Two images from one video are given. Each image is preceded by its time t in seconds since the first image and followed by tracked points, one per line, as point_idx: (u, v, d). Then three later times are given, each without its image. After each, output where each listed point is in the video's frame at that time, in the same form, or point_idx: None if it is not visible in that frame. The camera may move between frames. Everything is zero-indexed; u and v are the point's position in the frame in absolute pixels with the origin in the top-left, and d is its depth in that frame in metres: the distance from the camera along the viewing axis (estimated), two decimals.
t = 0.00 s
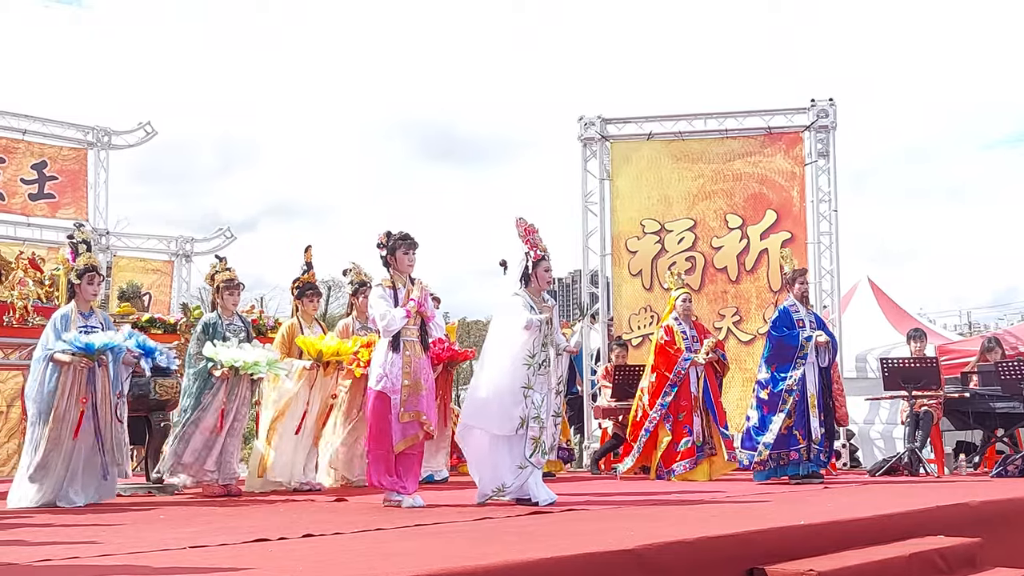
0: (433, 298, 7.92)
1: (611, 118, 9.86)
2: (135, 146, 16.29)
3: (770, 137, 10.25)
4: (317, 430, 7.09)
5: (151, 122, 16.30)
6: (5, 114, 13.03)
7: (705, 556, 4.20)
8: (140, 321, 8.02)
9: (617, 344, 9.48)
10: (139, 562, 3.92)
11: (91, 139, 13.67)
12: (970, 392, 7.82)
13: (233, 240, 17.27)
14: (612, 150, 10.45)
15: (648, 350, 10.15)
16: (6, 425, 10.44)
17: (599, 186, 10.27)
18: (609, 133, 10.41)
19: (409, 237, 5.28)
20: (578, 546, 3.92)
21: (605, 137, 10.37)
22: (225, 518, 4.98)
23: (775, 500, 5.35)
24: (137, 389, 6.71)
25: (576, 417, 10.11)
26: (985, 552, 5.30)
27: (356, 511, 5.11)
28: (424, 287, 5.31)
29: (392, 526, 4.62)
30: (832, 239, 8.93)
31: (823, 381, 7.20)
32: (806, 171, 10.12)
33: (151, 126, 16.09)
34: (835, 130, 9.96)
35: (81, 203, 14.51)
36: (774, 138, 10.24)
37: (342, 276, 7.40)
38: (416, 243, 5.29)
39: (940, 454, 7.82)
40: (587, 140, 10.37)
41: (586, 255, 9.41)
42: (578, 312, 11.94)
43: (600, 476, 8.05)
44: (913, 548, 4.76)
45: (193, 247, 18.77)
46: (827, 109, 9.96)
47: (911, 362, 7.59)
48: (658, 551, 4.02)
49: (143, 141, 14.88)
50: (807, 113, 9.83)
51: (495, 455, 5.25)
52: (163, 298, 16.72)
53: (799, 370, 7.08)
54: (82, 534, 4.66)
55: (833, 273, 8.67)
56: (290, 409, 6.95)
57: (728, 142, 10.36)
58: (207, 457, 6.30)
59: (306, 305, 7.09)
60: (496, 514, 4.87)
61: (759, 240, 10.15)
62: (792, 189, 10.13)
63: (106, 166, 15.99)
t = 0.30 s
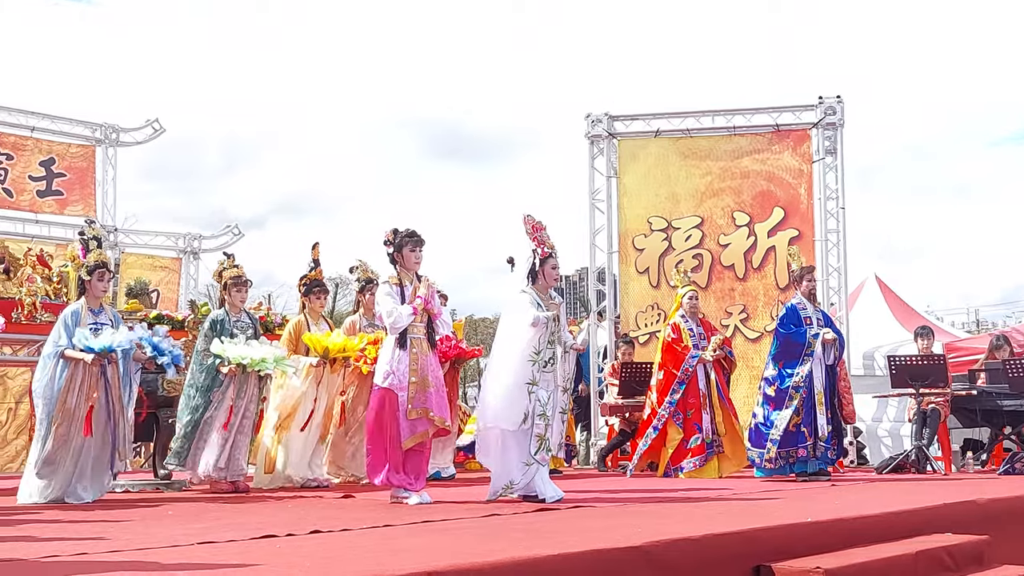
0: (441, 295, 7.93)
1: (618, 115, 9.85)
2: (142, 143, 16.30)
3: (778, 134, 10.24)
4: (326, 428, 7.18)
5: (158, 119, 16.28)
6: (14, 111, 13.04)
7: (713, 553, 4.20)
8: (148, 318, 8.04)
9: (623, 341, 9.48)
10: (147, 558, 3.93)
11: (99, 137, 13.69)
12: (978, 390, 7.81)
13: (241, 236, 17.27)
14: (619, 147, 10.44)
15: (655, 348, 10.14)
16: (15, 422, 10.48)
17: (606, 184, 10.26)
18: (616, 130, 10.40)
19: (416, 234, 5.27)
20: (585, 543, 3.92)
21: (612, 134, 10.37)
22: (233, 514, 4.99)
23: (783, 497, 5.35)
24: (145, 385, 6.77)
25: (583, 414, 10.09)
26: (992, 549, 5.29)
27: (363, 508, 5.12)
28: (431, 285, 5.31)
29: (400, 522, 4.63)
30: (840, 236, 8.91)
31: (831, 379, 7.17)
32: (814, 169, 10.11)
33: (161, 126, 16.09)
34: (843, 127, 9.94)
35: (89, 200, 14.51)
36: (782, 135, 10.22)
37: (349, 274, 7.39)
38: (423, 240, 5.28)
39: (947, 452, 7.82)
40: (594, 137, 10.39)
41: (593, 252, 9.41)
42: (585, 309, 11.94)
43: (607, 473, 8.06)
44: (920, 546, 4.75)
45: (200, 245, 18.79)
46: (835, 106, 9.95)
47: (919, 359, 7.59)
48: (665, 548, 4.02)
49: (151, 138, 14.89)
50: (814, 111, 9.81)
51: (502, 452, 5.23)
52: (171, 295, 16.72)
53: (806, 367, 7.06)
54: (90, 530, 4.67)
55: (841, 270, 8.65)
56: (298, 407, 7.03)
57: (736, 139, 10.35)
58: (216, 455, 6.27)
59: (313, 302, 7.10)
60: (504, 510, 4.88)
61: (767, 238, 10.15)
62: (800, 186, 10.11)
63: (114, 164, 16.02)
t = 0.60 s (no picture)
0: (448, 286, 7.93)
1: (626, 108, 9.84)
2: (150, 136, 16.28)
3: (786, 126, 10.21)
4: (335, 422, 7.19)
5: (167, 112, 16.23)
6: (23, 104, 13.05)
7: (720, 545, 4.20)
8: (155, 311, 8.06)
9: (631, 333, 9.47)
10: (155, 549, 3.94)
11: (108, 130, 13.70)
12: (986, 382, 7.77)
13: (250, 229, 17.30)
14: (627, 139, 10.42)
15: (663, 341, 10.15)
16: (24, 413, 10.54)
17: (614, 176, 10.25)
18: (625, 122, 10.38)
19: (424, 227, 5.27)
20: (592, 535, 3.93)
21: (620, 126, 10.34)
22: (241, 506, 5.00)
23: (790, 490, 5.35)
24: (153, 377, 6.64)
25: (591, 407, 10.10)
26: (1000, 542, 5.28)
27: (371, 499, 5.13)
28: (439, 278, 5.28)
29: (407, 514, 4.64)
30: (848, 229, 8.88)
31: (840, 372, 7.14)
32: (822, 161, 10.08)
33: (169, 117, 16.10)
34: (852, 119, 9.91)
35: (98, 192, 14.52)
36: (791, 127, 10.20)
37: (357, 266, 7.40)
38: (430, 233, 5.28)
39: (955, 445, 7.80)
40: (603, 129, 10.36)
41: (600, 245, 9.40)
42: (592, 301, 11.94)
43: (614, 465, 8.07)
44: (927, 539, 4.75)
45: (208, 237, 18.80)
46: (844, 99, 9.92)
47: (927, 352, 7.55)
48: (672, 540, 4.02)
49: (159, 131, 14.85)
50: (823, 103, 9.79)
51: (507, 443, 5.25)
52: (180, 287, 16.74)
53: (813, 359, 7.06)
54: (99, 521, 4.69)
55: (849, 263, 8.63)
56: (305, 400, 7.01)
57: (744, 131, 10.33)
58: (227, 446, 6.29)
59: (321, 295, 7.10)
60: (511, 502, 4.88)
61: (775, 230, 10.12)
62: (809, 179, 10.09)
63: (122, 156, 16.02)
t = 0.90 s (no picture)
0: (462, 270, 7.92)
1: (642, 90, 9.78)
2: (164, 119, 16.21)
3: (801, 110, 10.18)
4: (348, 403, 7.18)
5: (182, 96, 15.79)
6: (38, 87, 12.96)
7: (736, 529, 4.21)
8: (171, 294, 8.09)
9: (646, 317, 9.44)
10: (173, 530, 3.97)
11: (123, 113, 13.64)
12: (1002, 365, 7.77)
13: (265, 213, 17.14)
14: (642, 122, 10.37)
15: (678, 325, 10.16)
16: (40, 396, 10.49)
17: (629, 160, 10.19)
18: (639, 106, 10.34)
19: (438, 210, 5.27)
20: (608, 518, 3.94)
21: (635, 110, 10.30)
22: (257, 488, 5.02)
23: (805, 473, 5.35)
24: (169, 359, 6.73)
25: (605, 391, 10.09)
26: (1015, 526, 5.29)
27: (387, 482, 5.14)
28: (453, 261, 5.31)
29: (423, 496, 4.65)
30: (863, 212, 8.85)
31: (855, 356, 7.14)
32: (837, 145, 10.05)
33: (183, 100, 15.46)
34: (867, 103, 9.86)
35: (114, 175, 14.13)
36: (806, 111, 10.17)
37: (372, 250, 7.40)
38: (444, 216, 5.28)
39: (970, 428, 7.79)
40: (617, 112, 10.29)
41: (615, 228, 9.38)
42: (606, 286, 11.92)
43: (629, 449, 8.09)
44: (942, 522, 4.75)
45: (223, 222, 18.76)
46: (859, 82, 9.87)
47: (943, 336, 7.53)
48: (688, 523, 4.03)
49: (174, 115, 14.73)
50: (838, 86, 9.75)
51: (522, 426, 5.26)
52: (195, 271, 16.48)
53: (828, 343, 7.05)
54: (117, 503, 4.72)
55: (864, 246, 8.60)
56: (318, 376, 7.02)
57: (759, 114, 10.30)
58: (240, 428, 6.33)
59: (337, 279, 7.11)
60: (526, 485, 4.89)
61: (790, 214, 10.11)
62: (824, 162, 10.07)
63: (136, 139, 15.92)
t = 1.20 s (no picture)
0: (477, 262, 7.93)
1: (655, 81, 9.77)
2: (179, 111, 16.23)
3: (816, 100, 10.14)
4: (363, 393, 7.18)
5: (196, 86, 15.34)
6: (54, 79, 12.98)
7: (750, 520, 4.20)
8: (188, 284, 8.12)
9: (660, 307, 9.42)
10: (188, 520, 3.98)
11: (137, 104, 13.65)
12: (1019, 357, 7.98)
13: (279, 204, 17.16)
14: (656, 113, 10.35)
15: (692, 316, 10.16)
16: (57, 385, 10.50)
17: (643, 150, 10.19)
18: (654, 96, 10.32)
19: (452, 201, 5.28)
20: (622, 508, 3.93)
21: (649, 101, 10.29)
22: (273, 478, 5.04)
23: (820, 465, 5.34)
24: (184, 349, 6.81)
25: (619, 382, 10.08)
26: None
27: (401, 472, 5.15)
28: (467, 253, 5.28)
29: (437, 486, 4.66)
30: (878, 203, 8.81)
31: (869, 347, 7.14)
32: (852, 135, 10.02)
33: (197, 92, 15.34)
34: (882, 93, 9.82)
35: (129, 167, 14.14)
36: (820, 101, 10.13)
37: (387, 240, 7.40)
38: (458, 207, 5.29)
39: (986, 420, 7.76)
40: (632, 103, 10.32)
41: (629, 220, 9.37)
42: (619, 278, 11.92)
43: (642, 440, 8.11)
44: (957, 514, 4.74)
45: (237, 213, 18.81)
46: (875, 72, 9.83)
47: (959, 327, 7.49)
48: (703, 514, 4.02)
49: (188, 107, 14.71)
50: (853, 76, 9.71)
51: (536, 417, 5.28)
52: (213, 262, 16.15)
53: (843, 334, 7.04)
54: (133, 493, 4.73)
55: (880, 237, 8.57)
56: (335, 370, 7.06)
57: (774, 105, 10.26)
58: (256, 417, 6.38)
59: (350, 270, 7.09)
60: (540, 476, 4.89)
61: (805, 205, 10.08)
62: (838, 153, 10.04)
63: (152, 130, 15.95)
